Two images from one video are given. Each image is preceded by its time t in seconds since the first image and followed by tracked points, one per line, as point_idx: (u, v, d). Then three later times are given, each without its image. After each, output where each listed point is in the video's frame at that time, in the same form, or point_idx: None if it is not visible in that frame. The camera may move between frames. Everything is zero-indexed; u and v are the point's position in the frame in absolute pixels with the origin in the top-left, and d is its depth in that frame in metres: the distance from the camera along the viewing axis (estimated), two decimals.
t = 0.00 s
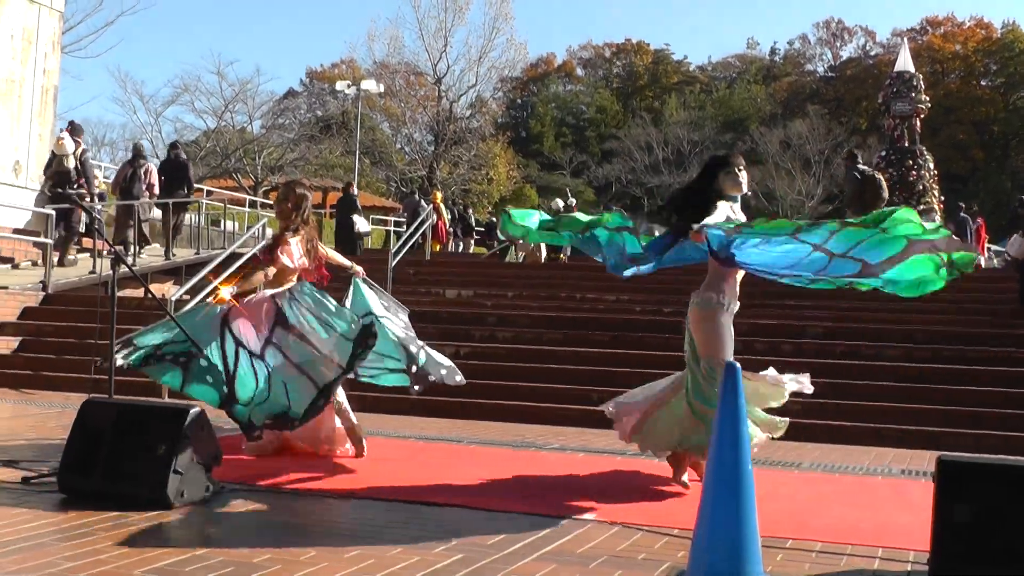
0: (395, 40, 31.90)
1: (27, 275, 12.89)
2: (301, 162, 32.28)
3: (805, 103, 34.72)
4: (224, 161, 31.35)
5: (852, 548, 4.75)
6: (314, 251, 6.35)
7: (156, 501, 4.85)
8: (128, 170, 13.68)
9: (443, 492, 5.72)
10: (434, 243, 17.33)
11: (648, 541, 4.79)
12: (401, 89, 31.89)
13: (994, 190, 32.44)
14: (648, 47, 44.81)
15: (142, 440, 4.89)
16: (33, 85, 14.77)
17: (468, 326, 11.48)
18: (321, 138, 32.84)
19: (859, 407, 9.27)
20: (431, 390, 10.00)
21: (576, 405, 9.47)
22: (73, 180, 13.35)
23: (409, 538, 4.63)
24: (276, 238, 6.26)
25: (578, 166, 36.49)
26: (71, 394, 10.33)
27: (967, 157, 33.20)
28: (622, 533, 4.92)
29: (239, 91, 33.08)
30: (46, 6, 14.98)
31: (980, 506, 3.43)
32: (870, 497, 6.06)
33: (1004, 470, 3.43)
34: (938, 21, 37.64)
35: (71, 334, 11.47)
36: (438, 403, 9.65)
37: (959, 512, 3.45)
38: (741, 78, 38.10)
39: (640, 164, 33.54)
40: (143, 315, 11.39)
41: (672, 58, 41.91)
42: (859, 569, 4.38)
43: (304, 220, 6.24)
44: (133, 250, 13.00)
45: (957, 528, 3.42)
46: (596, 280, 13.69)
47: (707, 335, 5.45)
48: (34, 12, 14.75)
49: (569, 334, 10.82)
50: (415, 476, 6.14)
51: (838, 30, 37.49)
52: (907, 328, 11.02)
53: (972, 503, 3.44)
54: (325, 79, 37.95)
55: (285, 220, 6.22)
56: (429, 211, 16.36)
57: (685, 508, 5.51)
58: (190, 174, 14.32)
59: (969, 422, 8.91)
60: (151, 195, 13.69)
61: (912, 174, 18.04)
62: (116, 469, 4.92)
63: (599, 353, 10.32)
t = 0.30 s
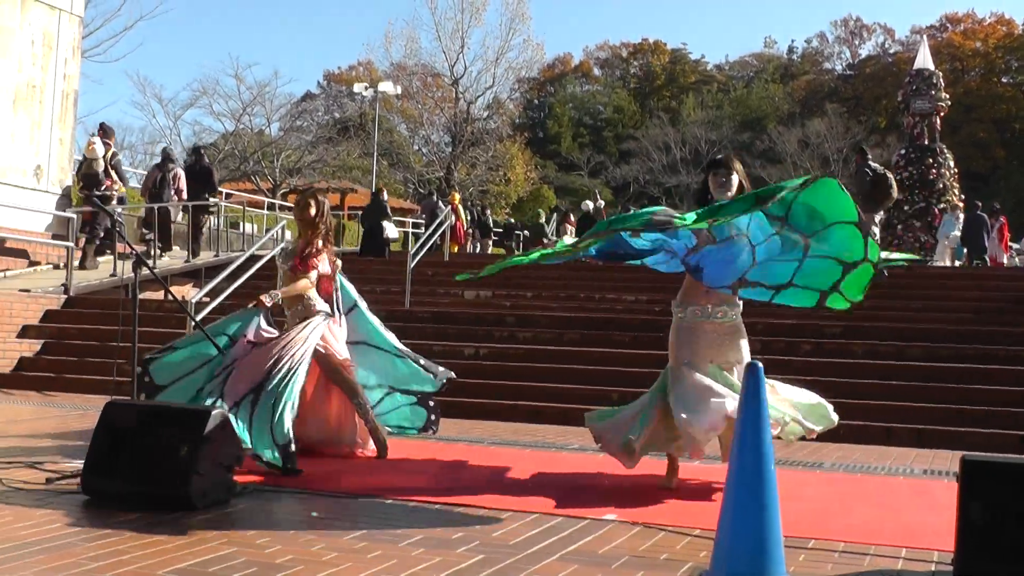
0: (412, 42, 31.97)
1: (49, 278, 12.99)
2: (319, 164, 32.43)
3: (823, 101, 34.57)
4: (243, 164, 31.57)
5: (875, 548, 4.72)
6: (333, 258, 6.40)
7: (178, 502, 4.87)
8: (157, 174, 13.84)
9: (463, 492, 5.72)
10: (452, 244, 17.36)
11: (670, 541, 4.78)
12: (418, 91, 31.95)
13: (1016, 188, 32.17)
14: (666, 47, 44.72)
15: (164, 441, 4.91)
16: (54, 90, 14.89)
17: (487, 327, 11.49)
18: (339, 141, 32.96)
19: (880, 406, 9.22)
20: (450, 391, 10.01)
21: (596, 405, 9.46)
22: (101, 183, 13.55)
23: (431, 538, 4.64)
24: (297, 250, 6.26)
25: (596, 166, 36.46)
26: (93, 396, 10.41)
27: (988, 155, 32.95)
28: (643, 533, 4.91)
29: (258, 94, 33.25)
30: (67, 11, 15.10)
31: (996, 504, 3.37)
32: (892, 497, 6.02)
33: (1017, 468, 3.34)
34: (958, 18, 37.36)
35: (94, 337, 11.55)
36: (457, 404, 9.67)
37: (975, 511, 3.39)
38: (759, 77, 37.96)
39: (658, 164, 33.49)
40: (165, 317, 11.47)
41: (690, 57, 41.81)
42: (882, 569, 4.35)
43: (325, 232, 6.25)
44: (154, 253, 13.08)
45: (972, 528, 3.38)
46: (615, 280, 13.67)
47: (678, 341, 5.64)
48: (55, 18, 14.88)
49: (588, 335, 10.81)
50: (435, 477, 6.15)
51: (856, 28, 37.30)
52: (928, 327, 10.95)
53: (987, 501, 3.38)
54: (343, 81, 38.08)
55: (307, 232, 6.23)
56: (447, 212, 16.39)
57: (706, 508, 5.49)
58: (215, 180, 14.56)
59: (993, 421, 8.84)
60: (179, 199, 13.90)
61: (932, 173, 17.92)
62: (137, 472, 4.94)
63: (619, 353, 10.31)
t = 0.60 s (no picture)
0: (428, 43, 31.99)
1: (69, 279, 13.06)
2: (336, 165, 32.49)
3: (840, 99, 34.40)
4: (260, 166, 31.70)
5: (897, 547, 4.68)
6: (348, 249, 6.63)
7: (198, 504, 4.88)
8: (181, 175, 13.88)
9: (482, 492, 5.70)
10: (469, 244, 17.37)
11: (691, 540, 4.74)
12: (435, 92, 31.97)
13: None
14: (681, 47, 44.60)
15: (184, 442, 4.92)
16: (72, 93, 14.97)
17: (504, 327, 11.47)
18: (356, 141, 33.02)
19: (902, 406, 9.14)
20: (468, 391, 10.00)
21: (615, 405, 9.43)
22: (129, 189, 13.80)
23: (449, 538, 4.62)
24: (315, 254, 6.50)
25: (612, 166, 36.39)
26: (113, 398, 10.45)
27: (1007, 152, 32.73)
28: (664, 533, 4.88)
29: (274, 95, 33.37)
30: (84, 14, 15.19)
31: None
32: (913, 496, 5.96)
33: None
34: (976, 15, 37.10)
35: (113, 338, 11.61)
36: (477, 404, 9.65)
37: (1004, 511, 3.40)
38: (775, 75, 37.79)
39: (675, 163, 33.41)
40: (183, 318, 11.50)
41: (706, 56, 41.67)
42: (905, 568, 4.30)
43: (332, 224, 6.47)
44: (173, 254, 13.13)
45: (999, 526, 3.38)
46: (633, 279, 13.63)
47: (695, 356, 5.72)
48: (72, 22, 14.96)
49: (607, 335, 10.78)
50: (454, 477, 6.13)
51: (872, 25, 37.11)
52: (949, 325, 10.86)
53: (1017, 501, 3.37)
54: (359, 82, 38.15)
55: (315, 229, 6.51)
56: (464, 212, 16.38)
57: (727, 508, 5.45)
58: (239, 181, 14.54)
59: (1016, 420, 8.76)
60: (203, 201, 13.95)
61: (950, 170, 17.79)
62: (156, 475, 4.94)
63: (637, 353, 10.27)
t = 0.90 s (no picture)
0: (438, 43, 31.98)
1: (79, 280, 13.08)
2: (346, 165, 32.49)
3: (850, 99, 34.29)
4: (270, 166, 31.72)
5: (906, 546, 4.64)
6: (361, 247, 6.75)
7: (207, 505, 4.86)
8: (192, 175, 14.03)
9: (491, 492, 5.67)
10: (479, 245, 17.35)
11: (702, 541, 4.70)
12: (444, 92, 31.94)
13: None
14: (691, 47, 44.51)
15: (195, 443, 4.90)
16: (81, 93, 15.00)
17: (514, 326, 11.45)
18: (366, 142, 33.00)
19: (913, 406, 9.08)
20: (478, 392, 9.98)
21: (625, 405, 9.40)
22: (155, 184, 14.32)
23: (459, 538, 4.60)
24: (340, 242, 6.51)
25: (622, 166, 36.34)
26: (123, 399, 10.46)
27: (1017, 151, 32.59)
28: (675, 534, 4.84)
29: (284, 96, 33.38)
30: (93, 15, 15.21)
31: None
32: (923, 495, 5.92)
33: None
34: (985, 14, 36.95)
35: (123, 339, 11.62)
36: (486, 404, 9.63)
37: (1011, 510, 3.40)
38: (785, 75, 37.66)
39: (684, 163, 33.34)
40: (193, 319, 11.51)
41: (715, 56, 41.57)
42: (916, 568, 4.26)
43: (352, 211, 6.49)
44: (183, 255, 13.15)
45: (1007, 526, 3.37)
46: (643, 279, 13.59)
47: (730, 352, 5.64)
48: (81, 22, 14.99)
49: (617, 335, 10.74)
50: (463, 477, 6.11)
51: (882, 25, 37.01)
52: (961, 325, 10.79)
53: None
54: (369, 83, 38.16)
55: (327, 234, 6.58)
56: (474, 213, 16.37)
57: (738, 507, 5.41)
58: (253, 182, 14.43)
59: None
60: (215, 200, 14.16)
61: (961, 169, 17.69)
62: (166, 475, 4.93)
63: (648, 353, 10.23)
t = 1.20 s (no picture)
0: (444, 44, 31.97)
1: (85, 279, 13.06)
2: (352, 166, 32.46)
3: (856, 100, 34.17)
4: (276, 166, 31.70)
5: (911, 547, 4.60)
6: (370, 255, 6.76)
7: (212, 504, 4.82)
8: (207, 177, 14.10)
9: (494, 493, 5.64)
10: (485, 245, 17.31)
11: (706, 541, 4.66)
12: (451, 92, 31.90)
13: None
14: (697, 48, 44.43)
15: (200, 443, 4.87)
16: (87, 92, 15.01)
17: (520, 327, 11.41)
18: (372, 142, 32.99)
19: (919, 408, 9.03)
20: (484, 392, 9.95)
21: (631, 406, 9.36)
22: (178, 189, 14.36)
23: (462, 538, 4.56)
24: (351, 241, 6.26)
25: (629, 167, 36.30)
26: (129, 399, 10.44)
27: None
28: (680, 534, 4.80)
29: (290, 96, 33.38)
30: (99, 15, 15.22)
31: None
32: (928, 496, 5.87)
33: None
34: (991, 16, 36.82)
35: (129, 339, 11.61)
36: (491, 405, 9.59)
37: (1014, 511, 3.38)
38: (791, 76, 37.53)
39: (691, 164, 33.27)
40: (199, 319, 11.49)
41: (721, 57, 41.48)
42: (922, 569, 4.21)
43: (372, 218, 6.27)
44: (188, 256, 13.14)
45: (1011, 526, 3.36)
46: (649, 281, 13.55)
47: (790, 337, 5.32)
48: (87, 22, 14.99)
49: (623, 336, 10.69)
50: (466, 478, 6.07)
51: (889, 26, 36.94)
52: (969, 326, 10.71)
53: None
54: (375, 83, 38.15)
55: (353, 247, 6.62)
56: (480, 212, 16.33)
57: (744, 509, 5.37)
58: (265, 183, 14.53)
59: None
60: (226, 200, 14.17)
61: (967, 171, 17.61)
62: (172, 473, 4.89)
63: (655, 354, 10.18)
